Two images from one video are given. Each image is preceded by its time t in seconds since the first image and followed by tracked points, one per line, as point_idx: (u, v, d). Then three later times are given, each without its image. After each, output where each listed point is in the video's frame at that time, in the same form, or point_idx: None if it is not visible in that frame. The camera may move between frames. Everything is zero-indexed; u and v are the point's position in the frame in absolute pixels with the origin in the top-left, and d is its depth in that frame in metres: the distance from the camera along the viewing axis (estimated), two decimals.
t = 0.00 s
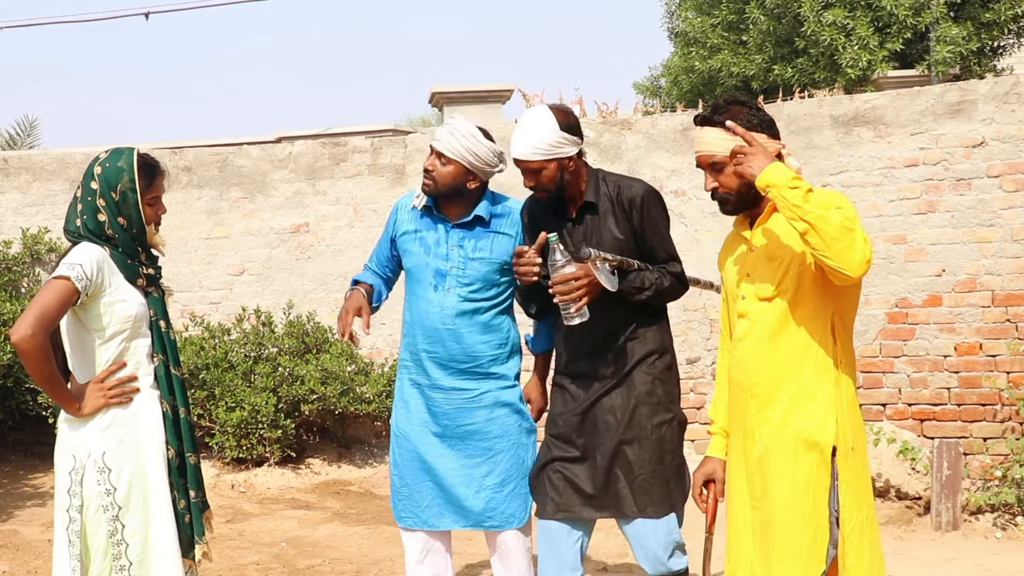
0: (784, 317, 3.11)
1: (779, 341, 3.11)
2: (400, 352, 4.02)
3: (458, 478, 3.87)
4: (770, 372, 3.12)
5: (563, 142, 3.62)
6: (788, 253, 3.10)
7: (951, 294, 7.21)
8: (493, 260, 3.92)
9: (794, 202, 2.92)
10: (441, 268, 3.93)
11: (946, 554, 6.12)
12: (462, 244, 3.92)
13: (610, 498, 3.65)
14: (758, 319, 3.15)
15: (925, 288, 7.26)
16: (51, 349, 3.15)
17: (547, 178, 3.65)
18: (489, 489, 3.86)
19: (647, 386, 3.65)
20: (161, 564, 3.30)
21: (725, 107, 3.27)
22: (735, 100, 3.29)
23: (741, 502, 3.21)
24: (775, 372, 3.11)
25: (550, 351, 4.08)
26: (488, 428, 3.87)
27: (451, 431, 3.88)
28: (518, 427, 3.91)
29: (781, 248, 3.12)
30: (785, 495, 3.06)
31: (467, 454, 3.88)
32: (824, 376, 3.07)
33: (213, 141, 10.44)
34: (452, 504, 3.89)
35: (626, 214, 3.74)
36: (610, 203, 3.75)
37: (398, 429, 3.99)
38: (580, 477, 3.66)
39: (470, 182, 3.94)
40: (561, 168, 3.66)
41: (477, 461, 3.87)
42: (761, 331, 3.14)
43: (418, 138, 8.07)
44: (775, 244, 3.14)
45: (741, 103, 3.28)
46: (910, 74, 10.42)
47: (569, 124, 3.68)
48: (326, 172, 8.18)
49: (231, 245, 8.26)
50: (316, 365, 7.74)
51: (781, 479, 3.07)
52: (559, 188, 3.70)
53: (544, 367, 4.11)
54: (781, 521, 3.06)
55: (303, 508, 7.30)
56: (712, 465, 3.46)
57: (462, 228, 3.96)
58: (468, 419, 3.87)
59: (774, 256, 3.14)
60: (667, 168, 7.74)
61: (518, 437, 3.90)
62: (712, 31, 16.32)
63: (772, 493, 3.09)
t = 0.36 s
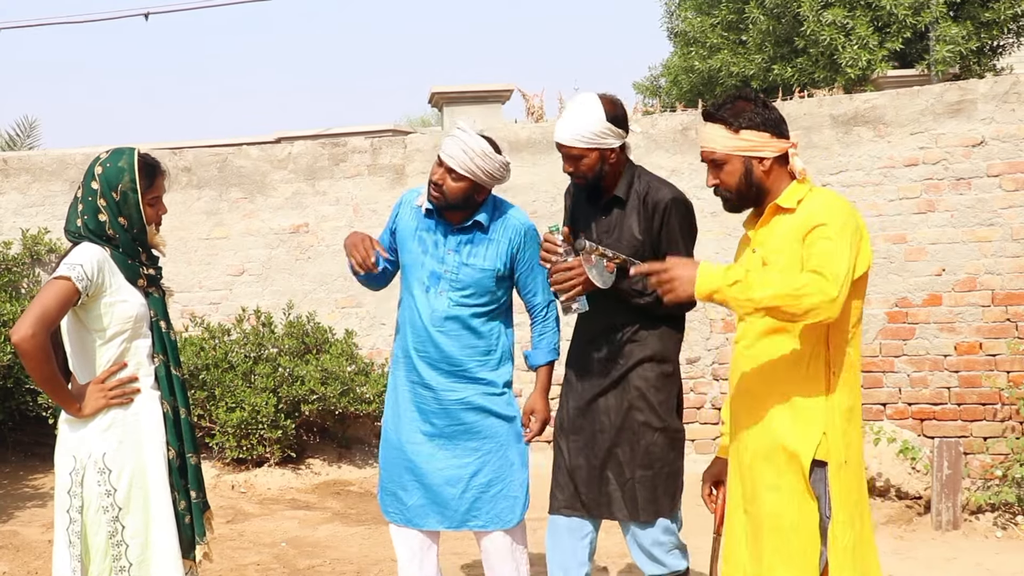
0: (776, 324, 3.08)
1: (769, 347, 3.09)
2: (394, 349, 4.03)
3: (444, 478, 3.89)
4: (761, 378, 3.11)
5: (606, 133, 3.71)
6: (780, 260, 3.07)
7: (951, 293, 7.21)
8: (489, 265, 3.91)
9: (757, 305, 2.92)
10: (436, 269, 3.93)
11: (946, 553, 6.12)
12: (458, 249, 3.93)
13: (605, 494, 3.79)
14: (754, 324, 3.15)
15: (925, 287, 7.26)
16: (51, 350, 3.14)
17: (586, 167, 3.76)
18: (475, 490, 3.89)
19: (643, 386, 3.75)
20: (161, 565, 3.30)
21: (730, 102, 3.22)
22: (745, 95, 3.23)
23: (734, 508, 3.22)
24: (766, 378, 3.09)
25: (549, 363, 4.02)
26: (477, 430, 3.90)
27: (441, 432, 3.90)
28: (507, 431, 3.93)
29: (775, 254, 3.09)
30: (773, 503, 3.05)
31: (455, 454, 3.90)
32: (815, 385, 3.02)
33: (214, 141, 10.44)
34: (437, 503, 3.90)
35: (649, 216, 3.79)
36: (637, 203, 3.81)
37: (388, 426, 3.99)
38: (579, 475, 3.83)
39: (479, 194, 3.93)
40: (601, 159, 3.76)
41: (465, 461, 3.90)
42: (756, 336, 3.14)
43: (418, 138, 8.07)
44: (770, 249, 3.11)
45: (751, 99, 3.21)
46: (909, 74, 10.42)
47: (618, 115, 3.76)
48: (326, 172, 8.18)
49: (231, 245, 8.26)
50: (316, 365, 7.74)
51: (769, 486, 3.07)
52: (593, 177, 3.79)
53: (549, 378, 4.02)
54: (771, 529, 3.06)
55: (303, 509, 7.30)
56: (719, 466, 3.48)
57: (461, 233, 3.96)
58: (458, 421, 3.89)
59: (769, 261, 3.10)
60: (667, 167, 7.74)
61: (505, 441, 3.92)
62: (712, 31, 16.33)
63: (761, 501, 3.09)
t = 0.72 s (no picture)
0: (765, 330, 3.10)
1: (762, 352, 3.11)
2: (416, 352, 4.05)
3: (470, 478, 3.93)
4: (753, 384, 3.14)
5: (637, 130, 3.76)
6: (769, 266, 3.07)
7: (951, 293, 7.21)
8: (509, 264, 3.96)
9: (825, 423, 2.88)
10: (457, 271, 3.97)
11: (946, 554, 6.12)
12: (476, 249, 3.96)
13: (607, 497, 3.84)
14: (746, 329, 3.17)
15: (925, 288, 7.26)
16: (51, 350, 3.14)
17: (612, 159, 3.81)
18: (499, 490, 3.93)
19: (642, 390, 3.78)
20: (161, 565, 3.30)
21: (726, 102, 3.22)
22: (744, 96, 3.21)
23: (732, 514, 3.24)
24: (758, 385, 3.11)
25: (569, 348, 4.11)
26: (502, 430, 3.94)
27: (465, 433, 3.94)
28: (531, 432, 3.98)
29: (764, 260, 3.09)
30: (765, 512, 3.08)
31: (480, 455, 3.94)
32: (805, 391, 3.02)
33: (213, 141, 10.44)
34: (462, 504, 3.93)
35: (662, 222, 3.80)
36: (654, 206, 3.82)
37: (410, 429, 4.02)
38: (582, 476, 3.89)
39: (479, 188, 3.95)
40: (628, 155, 3.80)
41: (490, 462, 3.94)
42: (748, 342, 3.16)
43: (418, 138, 8.07)
44: (761, 254, 3.11)
45: (749, 101, 3.20)
46: (910, 74, 10.42)
47: (653, 113, 3.81)
48: (326, 172, 8.18)
49: (231, 245, 8.26)
50: (317, 365, 7.74)
51: (762, 493, 3.09)
52: (618, 171, 3.83)
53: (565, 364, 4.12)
54: (762, 535, 3.09)
55: (303, 508, 7.30)
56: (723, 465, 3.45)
57: (477, 233, 3.98)
58: (482, 421, 3.93)
59: (758, 266, 3.11)
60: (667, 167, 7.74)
61: (531, 440, 3.97)
62: (712, 31, 16.33)
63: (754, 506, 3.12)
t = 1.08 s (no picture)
0: (763, 329, 3.10)
1: (760, 352, 3.11)
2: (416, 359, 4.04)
3: (476, 480, 3.94)
4: (749, 383, 3.14)
5: (653, 133, 3.78)
6: (770, 266, 3.07)
7: (951, 293, 7.21)
8: (506, 270, 3.95)
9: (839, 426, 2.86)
10: (454, 281, 3.94)
11: (946, 554, 6.12)
12: (472, 258, 3.93)
13: (633, 492, 3.88)
14: (743, 328, 3.17)
15: (925, 288, 7.26)
16: (52, 350, 3.14)
17: (627, 162, 3.83)
18: (505, 490, 3.96)
19: (671, 390, 3.80)
20: (163, 565, 3.31)
21: (728, 101, 3.22)
22: (747, 97, 3.21)
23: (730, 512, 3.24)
24: (755, 384, 3.12)
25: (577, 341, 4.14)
26: (504, 432, 3.96)
27: (468, 436, 3.95)
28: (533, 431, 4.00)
29: (764, 259, 3.08)
30: (757, 509, 3.08)
31: (484, 458, 3.95)
32: (802, 390, 3.03)
33: (213, 141, 10.44)
34: (469, 506, 3.95)
35: (677, 225, 3.81)
36: (668, 209, 3.83)
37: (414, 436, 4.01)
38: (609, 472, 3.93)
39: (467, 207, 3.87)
40: (644, 157, 3.82)
41: (494, 464, 3.95)
42: (746, 341, 3.15)
43: (418, 139, 8.06)
44: (759, 254, 3.11)
45: (751, 103, 3.19)
46: (910, 74, 10.42)
47: (670, 116, 3.83)
48: (326, 172, 8.18)
49: (231, 245, 8.26)
50: (317, 365, 7.74)
51: (756, 491, 3.09)
52: (633, 174, 3.85)
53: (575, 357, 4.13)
54: (753, 532, 3.08)
55: (303, 508, 7.30)
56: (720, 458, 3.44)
57: (472, 244, 3.94)
58: (485, 425, 3.94)
59: (758, 266, 3.11)
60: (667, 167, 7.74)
61: (530, 441, 3.99)
62: (712, 31, 16.33)
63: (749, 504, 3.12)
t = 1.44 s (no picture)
0: (761, 329, 3.10)
1: (756, 351, 3.11)
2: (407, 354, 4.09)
3: (458, 481, 3.95)
4: (746, 383, 3.13)
5: (662, 136, 3.81)
6: (767, 266, 3.07)
7: (952, 294, 7.21)
8: (492, 267, 3.95)
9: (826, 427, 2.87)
10: (440, 277, 3.99)
11: (947, 554, 6.12)
12: (458, 254, 3.97)
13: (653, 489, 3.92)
14: (739, 327, 3.17)
15: (926, 288, 7.26)
16: (53, 350, 3.14)
17: (637, 166, 3.85)
18: (487, 493, 3.94)
19: (685, 388, 3.82)
20: (163, 565, 3.31)
21: (728, 101, 3.22)
22: (747, 98, 3.21)
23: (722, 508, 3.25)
24: (752, 384, 3.11)
25: (563, 342, 4.07)
26: (486, 434, 3.94)
27: (451, 435, 3.97)
28: (518, 434, 3.97)
29: (762, 259, 3.09)
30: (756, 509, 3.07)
31: (467, 458, 3.95)
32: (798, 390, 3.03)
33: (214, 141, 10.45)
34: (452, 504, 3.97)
35: (685, 227, 3.81)
36: (676, 212, 3.83)
37: (406, 432, 4.05)
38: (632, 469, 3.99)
39: (457, 198, 3.93)
40: (653, 161, 3.85)
41: (477, 465, 3.95)
42: (740, 341, 3.16)
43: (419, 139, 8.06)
44: (757, 253, 3.11)
45: (751, 103, 3.19)
46: (910, 75, 10.42)
47: (678, 119, 3.86)
48: (326, 172, 8.18)
49: (231, 245, 8.26)
50: (317, 365, 7.74)
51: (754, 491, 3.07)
52: (643, 177, 3.87)
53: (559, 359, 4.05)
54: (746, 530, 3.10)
55: (303, 508, 7.30)
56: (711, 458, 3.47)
57: (460, 238, 3.98)
58: (467, 426, 3.95)
59: (755, 265, 3.11)
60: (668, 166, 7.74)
61: (517, 443, 3.96)
62: (712, 31, 16.33)
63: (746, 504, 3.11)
